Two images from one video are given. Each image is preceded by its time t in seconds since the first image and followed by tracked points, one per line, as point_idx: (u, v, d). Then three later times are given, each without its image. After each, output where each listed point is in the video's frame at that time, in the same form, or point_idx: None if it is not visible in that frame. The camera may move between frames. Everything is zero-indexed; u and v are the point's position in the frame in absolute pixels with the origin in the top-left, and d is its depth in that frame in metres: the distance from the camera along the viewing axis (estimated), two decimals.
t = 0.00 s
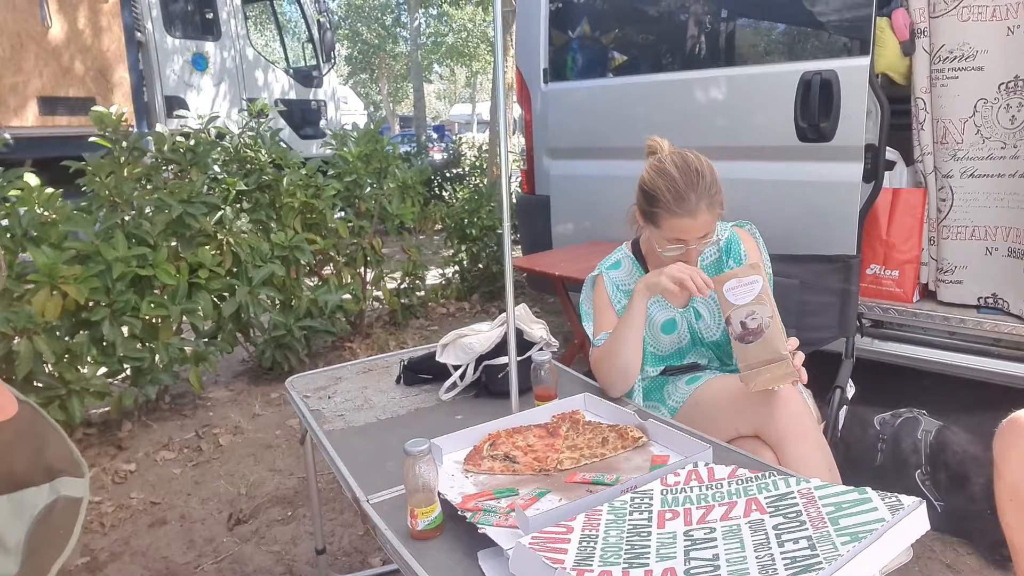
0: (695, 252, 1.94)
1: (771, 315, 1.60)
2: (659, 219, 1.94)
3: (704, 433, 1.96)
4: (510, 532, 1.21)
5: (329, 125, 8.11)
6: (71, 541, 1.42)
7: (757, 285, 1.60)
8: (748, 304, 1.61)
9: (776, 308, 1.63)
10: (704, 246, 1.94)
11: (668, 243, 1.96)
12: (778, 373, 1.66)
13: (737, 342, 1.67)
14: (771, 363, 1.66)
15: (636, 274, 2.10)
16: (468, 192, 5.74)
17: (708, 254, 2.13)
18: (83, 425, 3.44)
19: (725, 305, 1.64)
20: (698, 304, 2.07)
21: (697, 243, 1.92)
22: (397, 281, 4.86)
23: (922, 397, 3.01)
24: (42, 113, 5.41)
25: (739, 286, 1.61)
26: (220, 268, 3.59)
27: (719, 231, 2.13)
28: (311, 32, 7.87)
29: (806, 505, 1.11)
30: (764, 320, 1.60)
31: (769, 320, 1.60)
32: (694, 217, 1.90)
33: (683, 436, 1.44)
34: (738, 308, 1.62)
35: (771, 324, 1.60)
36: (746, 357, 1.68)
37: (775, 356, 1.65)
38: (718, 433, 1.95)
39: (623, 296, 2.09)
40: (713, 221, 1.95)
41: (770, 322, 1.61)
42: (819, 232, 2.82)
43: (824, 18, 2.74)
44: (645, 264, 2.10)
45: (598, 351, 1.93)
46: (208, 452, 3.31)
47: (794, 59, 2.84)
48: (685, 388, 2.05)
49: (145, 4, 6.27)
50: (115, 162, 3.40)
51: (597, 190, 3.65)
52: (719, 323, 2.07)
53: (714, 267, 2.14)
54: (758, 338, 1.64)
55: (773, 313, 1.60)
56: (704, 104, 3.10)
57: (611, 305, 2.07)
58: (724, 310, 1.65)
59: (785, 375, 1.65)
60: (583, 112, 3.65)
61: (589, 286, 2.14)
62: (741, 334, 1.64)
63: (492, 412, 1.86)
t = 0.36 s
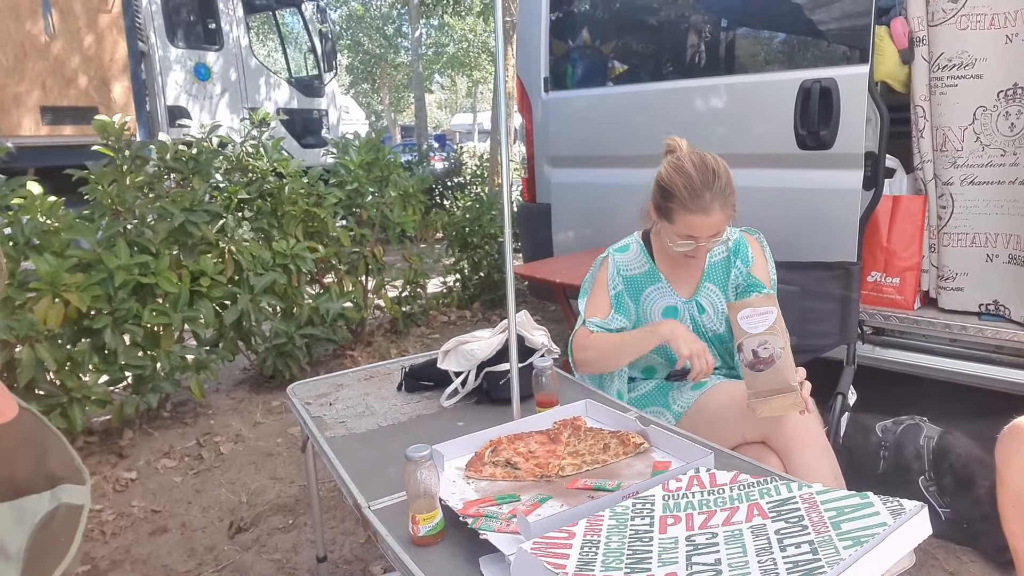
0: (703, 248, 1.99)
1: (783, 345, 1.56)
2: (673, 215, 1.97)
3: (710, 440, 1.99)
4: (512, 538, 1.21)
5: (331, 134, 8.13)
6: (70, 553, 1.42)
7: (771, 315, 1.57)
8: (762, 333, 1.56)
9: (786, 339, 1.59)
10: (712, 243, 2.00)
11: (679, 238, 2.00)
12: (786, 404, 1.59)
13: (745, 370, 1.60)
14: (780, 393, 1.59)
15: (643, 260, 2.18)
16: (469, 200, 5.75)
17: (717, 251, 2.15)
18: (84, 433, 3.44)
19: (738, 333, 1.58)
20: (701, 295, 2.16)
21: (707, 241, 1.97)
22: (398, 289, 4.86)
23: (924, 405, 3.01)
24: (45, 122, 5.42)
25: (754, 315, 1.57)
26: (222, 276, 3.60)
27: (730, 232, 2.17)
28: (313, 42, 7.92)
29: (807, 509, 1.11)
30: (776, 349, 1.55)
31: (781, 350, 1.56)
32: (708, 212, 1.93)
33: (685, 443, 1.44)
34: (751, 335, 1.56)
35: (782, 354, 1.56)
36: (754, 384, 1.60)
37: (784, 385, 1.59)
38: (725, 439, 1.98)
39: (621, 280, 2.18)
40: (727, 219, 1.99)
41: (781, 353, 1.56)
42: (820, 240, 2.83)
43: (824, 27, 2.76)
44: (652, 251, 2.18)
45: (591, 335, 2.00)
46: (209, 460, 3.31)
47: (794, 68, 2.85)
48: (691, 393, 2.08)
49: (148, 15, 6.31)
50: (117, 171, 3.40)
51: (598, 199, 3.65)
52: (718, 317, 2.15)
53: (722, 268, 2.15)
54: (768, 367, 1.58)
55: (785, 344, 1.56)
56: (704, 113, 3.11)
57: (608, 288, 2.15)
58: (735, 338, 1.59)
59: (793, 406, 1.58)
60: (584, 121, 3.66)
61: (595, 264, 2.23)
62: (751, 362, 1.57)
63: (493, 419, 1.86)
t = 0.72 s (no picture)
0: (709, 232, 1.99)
1: (783, 353, 1.57)
2: (682, 195, 2.04)
3: (707, 444, 1.99)
4: (510, 543, 1.21)
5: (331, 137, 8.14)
6: (71, 546, 1.43)
7: (773, 321, 1.58)
8: (762, 339, 1.57)
9: (788, 346, 1.60)
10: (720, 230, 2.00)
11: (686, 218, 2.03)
12: (784, 408, 1.62)
13: (745, 375, 1.61)
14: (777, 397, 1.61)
15: (651, 262, 2.20)
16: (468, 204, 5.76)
17: (727, 257, 2.17)
18: (82, 434, 3.44)
19: (739, 338, 1.58)
20: (708, 298, 2.16)
21: (711, 222, 2.00)
22: (397, 292, 4.86)
23: (922, 412, 3.01)
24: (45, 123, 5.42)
25: (756, 321, 1.58)
26: (221, 278, 3.60)
27: (740, 241, 2.20)
28: (313, 45, 7.94)
29: (804, 516, 1.12)
30: (776, 356, 1.56)
31: (781, 357, 1.57)
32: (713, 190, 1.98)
33: (683, 448, 1.44)
34: (752, 341, 1.57)
35: (782, 361, 1.57)
36: (753, 390, 1.62)
37: (782, 391, 1.61)
38: (721, 444, 1.98)
39: (625, 281, 2.23)
40: (733, 207, 2.02)
41: (781, 359, 1.58)
42: (819, 246, 2.83)
43: (824, 34, 2.77)
44: (661, 254, 2.21)
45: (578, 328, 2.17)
46: (206, 462, 3.31)
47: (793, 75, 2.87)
48: (689, 393, 2.08)
49: (149, 17, 6.31)
50: (117, 172, 3.41)
51: (597, 203, 3.66)
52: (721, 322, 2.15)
53: (731, 274, 2.17)
54: (768, 373, 1.59)
55: (785, 350, 1.58)
56: (703, 119, 3.13)
57: (609, 285, 2.23)
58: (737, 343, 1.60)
59: (791, 411, 1.61)
60: (584, 125, 3.67)
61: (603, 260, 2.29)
62: (751, 368, 1.58)
63: (491, 423, 1.87)
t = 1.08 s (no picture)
0: (687, 199, 2.04)
1: (782, 360, 1.56)
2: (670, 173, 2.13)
3: (708, 449, 2.00)
4: (510, 546, 1.21)
5: (330, 138, 8.15)
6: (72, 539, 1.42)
7: (775, 328, 1.56)
8: (762, 345, 1.56)
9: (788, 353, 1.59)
10: (699, 199, 2.04)
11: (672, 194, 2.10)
12: (779, 415, 1.61)
13: (743, 379, 1.62)
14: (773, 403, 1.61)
15: (662, 264, 2.22)
16: (467, 206, 5.76)
17: (736, 262, 2.19)
18: (80, 435, 3.43)
19: (739, 343, 1.59)
20: (717, 304, 2.17)
21: (690, 189, 2.04)
22: (396, 294, 4.87)
23: (921, 417, 3.01)
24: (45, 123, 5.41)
25: (757, 326, 1.57)
26: (221, 280, 3.60)
27: (749, 247, 2.21)
28: (313, 47, 7.95)
29: (804, 521, 1.12)
30: (774, 363, 1.56)
31: (779, 363, 1.57)
32: (688, 161, 2.07)
33: (683, 452, 1.45)
34: (752, 347, 1.57)
35: (780, 368, 1.57)
36: (750, 394, 1.62)
37: (778, 399, 1.60)
38: (722, 449, 1.99)
39: (640, 282, 2.22)
40: (715, 178, 2.06)
41: (780, 366, 1.57)
42: (818, 251, 2.84)
43: (823, 39, 2.79)
44: (671, 257, 2.22)
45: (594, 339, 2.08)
46: (205, 464, 3.31)
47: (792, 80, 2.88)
48: (690, 397, 2.08)
49: (150, 18, 6.31)
50: (118, 174, 3.42)
51: (598, 207, 3.66)
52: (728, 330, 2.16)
53: (740, 280, 2.18)
54: (765, 379, 1.60)
55: (784, 357, 1.57)
56: (703, 123, 3.13)
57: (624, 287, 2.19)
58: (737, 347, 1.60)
59: (786, 419, 1.61)
60: (583, 129, 3.68)
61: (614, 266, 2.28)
62: (748, 372, 1.60)
63: (492, 426, 1.87)
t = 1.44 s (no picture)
0: (693, 203, 2.03)
1: (792, 363, 1.56)
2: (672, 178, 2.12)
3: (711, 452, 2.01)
4: (512, 546, 1.22)
5: (332, 134, 8.14)
6: (72, 534, 1.42)
7: (787, 330, 1.56)
8: (773, 346, 1.56)
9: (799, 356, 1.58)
10: (704, 201, 2.03)
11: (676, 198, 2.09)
12: (784, 417, 1.63)
13: (753, 381, 1.62)
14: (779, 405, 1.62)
15: (669, 268, 2.22)
16: (468, 203, 5.76)
17: (743, 266, 2.19)
18: (80, 429, 3.44)
19: (750, 343, 1.59)
20: (724, 309, 2.17)
21: (695, 192, 2.04)
22: (396, 290, 4.87)
23: (921, 420, 3.02)
24: (46, 115, 5.41)
25: (769, 328, 1.57)
26: (222, 275, 3.60)
27: (754, 250, 2.21)
28: (315, 42, 7.93)
29: (806, 525, 1.12)
30: (784, 365, 1.56)
31: (789, 365, 1.57)
32: (690, 164, 2.07)
33: (685, 455, 1.45)
34: (763, 348, 1.57)
35: (790, 371, 1.57)
36: (757, 394, 1.63)
37: (785, 402, 1.61)
38: (724, 451, 2.00)
39: (649, 286, 2.22)
40: (719, 179, 2.06)
41: (790, 369, 1.57)
42: (819, 253, 2.84)
43: (826, 40, 2.79)
44: (678, 260, 2.22)
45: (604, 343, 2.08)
46: (204, 459, 3.31)
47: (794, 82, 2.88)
48: (692, 398, 2.09)
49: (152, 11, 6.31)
50: (119, 167, 3.42)
51: (599, 206, 3.66)
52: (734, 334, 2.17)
53: (746, 284, 2.18)
54: (773, 380, 1.60)
55: (795, 360, 1.57)
56: (705, 123, 3.13)
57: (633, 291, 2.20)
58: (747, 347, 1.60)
59: (791, 422, 1.62)
60: (585, 128, 3.68)
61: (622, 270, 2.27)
62: (758, 373, 1.59)
63: (493, 425, 1.87)
